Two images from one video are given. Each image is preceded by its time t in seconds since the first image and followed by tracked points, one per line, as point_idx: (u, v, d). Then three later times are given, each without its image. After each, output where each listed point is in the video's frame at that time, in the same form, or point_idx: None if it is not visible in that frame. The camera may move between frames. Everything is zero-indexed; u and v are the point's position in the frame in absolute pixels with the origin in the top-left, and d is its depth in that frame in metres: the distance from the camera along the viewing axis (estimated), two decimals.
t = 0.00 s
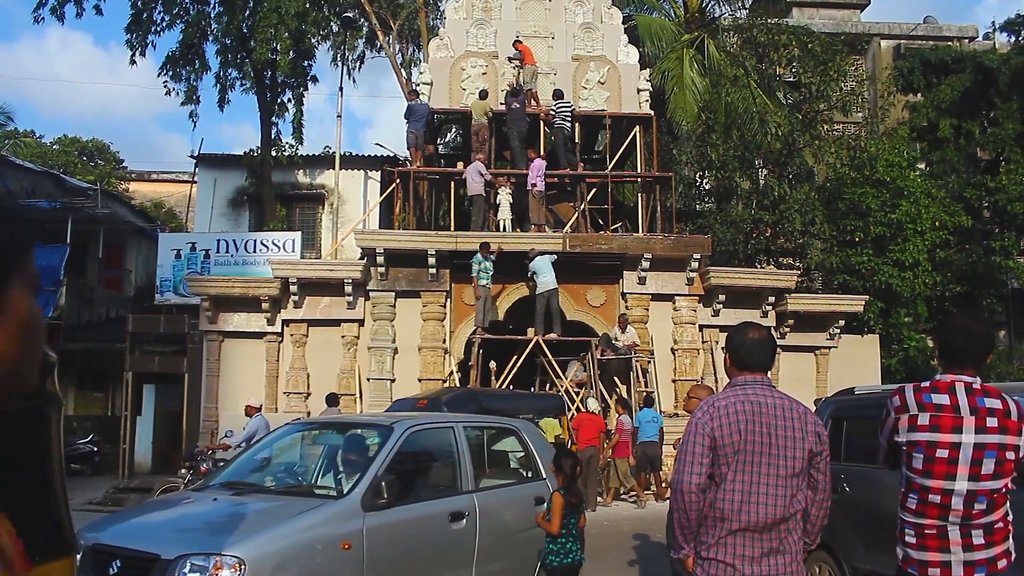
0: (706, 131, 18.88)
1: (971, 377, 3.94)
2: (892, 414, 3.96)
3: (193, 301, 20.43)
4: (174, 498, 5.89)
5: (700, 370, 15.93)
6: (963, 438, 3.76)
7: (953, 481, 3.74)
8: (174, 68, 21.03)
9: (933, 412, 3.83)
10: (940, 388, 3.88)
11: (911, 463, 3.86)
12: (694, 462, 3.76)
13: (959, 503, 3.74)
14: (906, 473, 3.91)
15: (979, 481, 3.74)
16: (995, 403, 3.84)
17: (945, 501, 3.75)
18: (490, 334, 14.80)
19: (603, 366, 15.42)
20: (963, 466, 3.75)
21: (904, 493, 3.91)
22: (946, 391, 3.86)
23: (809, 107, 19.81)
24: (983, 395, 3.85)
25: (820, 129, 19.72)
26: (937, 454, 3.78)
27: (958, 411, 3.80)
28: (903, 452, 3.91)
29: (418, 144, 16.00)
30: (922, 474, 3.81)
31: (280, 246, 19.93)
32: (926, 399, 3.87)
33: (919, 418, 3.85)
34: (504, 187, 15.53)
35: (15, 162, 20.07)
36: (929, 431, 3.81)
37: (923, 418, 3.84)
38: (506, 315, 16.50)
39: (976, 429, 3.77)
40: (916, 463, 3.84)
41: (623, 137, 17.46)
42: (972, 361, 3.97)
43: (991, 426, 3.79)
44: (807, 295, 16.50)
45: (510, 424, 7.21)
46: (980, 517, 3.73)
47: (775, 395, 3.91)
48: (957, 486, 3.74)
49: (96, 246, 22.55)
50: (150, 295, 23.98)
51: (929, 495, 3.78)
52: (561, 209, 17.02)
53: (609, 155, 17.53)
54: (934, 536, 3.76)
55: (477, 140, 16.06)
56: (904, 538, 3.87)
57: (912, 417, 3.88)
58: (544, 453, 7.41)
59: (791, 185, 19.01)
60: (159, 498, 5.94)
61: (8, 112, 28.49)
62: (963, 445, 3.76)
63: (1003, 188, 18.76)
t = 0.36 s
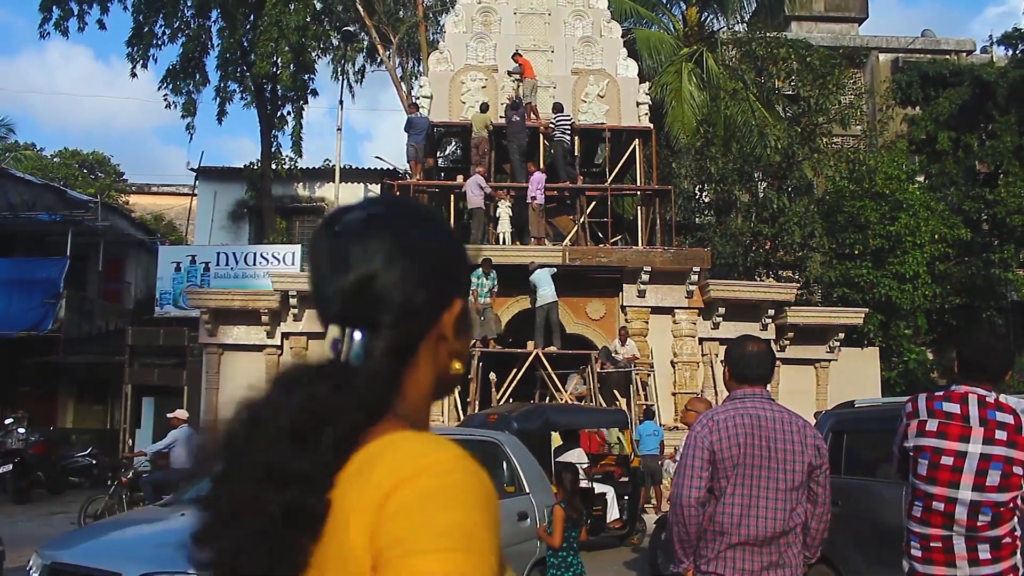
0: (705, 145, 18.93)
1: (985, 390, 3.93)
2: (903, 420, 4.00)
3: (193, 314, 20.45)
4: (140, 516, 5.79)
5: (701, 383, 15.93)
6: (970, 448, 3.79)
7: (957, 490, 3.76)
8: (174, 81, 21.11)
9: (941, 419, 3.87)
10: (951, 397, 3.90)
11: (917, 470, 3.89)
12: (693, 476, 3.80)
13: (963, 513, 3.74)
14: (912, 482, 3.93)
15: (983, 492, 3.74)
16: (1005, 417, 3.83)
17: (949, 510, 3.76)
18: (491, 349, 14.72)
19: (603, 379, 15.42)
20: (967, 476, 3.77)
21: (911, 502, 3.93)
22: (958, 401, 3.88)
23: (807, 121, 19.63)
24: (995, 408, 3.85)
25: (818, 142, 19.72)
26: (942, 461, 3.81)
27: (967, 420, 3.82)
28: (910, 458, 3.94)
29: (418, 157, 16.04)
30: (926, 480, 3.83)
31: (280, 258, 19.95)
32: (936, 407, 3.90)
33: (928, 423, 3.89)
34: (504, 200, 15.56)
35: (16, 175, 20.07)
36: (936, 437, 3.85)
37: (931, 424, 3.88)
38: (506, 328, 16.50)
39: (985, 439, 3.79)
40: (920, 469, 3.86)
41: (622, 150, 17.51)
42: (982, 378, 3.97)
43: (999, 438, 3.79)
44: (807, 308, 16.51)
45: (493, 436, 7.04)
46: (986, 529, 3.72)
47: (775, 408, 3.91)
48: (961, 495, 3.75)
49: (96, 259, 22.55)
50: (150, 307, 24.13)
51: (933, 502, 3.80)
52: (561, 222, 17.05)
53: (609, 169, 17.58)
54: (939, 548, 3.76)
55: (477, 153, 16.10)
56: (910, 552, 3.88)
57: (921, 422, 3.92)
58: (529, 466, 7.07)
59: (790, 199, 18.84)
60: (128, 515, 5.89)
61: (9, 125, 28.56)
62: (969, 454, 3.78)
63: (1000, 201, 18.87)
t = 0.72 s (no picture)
0: (705, 162, 19.00)
1: (997, 405, 3.96)
2: (916, 434, 4.05)
3: (193, 330, 20.44)
4: (102, 534, 5.51)
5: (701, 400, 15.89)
6: (982, 461, 3.81)
7: (969, 503, 3.79)
8: (175, 98, 21.17)
9: (953, 433, 3.90)
10: (963, 412, 3.93)
11: (929, 483, 3.92)
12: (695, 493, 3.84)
13: (976, 527, 3.76)
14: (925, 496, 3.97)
15: (995, 506, 3.75)
16: (1018, 431, 3.83)
17: (961, 524, 3.79)
18: (492, 366, 14.94)
19: (603, 396, 15.40)
20: (980, 489, 3.79)
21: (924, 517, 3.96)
22: (970, 415, 3.90)
23: (807, 137, 19.71)
24: (1008, 423, 3.86)
25: (818, 158, 19.73)
26: (954, 474, 3.85)
27: (979, 434, 3.84)
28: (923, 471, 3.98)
29: (418, 174, 16.08)
30: (938, 494, 3.87)
31: (280, 275, 19.98)
32: (948, 421, 3.93)
33: (940, 437, 3.92)
34: (504, 217, 15.56)
35: (17, 191, 20.10)
36: (948, 451, 3.88)
37: (944, 437, 3.91)
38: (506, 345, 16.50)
39: (997, 454, 3.80)
40: (933, 483, 3.90)
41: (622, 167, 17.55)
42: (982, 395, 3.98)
43: (1012, 452, 3.79)
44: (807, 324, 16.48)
45: (472, 453, 6.97)
46: (999, 544, 3.73)
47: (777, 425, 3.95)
48: (973, 508, 3.78)
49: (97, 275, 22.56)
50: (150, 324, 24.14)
51: (946, 516, 3.83)
52: (561, 238, 17.07)
53: (609, 185, 17.63)
54: (951, 564, 3.78)
55: (478, 170, 16.14)
56: (923, 567, 3.90)
57: (933, 436, 3.95)
58: (509, 481, 7.07)
59: (790, 216, 19.00)
60: (87, 533, 5.58)
61: (10, 141, 28.64)
62: (981, 468, 3.81)
63: (1000, 217, 18.87)
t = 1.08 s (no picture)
0: (704, 181, 19.09)
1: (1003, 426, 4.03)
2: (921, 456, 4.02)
3: (192, 349, 20.41)
4: (58, 557, 5.20)
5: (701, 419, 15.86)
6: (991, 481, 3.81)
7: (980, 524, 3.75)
8: (176, 117, 21.25)
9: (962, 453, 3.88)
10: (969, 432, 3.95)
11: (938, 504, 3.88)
12: (695, 514, 3.89)
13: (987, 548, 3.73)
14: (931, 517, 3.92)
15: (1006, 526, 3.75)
16: None
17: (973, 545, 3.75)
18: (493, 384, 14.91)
19: (603, 416, 15.38)
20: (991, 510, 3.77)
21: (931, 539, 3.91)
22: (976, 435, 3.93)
23: (807, 156, 19.76)
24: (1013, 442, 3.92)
25: (817, 177, 19.75)
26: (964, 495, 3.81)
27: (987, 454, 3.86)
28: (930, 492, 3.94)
29: (418, 193, 16.12)
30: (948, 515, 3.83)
31: (279, 294, 19.98)
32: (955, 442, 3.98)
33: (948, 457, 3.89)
34: (503, 236, 15.60)
35: (18, 210, 20.13)
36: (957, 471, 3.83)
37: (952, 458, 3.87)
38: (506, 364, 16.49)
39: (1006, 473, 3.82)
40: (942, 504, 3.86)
41: (621, 186, 17.61)
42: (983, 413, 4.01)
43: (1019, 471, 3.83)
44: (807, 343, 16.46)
45: (453, 471, 6.73)
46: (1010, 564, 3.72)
47: (778, 445, 3.99)
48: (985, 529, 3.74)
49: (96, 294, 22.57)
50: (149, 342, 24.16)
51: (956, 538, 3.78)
52: (561, 258, 17.09)
53: (608, 205, 17.68)
54: None
55: (478, 190, 16.20)
56: None
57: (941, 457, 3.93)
58: (491, 501, 6.85)
59: (790, 235, 19.01)
60: (42, 557, 5.26)
61: (11, 160, 28.71)
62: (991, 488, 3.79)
63: (999, 236, 18.89)
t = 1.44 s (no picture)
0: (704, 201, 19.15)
1: (1003, 443, 4.05)
2: (923, 474, 4.08)
3: (192, 367, 20.39)
4: None
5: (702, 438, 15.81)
6: (995, 501, 3.89)
7: (986, 544, 3.84)
8: (178, 136, 21.35)
9: (964, 473, 3.94)
10: (971, 451, 4.01)
11: (941, 523, 3.96)
12: (696, 533, 3.86)
13: (992, 566, 3.84)
14: (935, 535, 4.00)
15: (1011, 545, 3.85)
16: None
17: (978, 565, 3.84)
18: (492, 404, 14.88)
19: (603, 435, 15.34)
20: (996, 529, 3.86)
21: (935, 557, 3.99)
22: (978, 454, 3.98)
23: (806, 175, 19.79)
24: (1014, 460, 3.98)
25: (816, 196, 19.79)
26: (969, 515, 3.89)
27: (989, 473, 3.92)
28: (932, 511, 4.01)
29: (418, 212, 16.15)
30: (952, 535, 3.91)
31: (279, 312, 20.00)
32: (957, 460, 3.99)
33: (951, 477, 3.97)
34: (504, 255, 15.64)
35: (19, 228, 20.17)
36: (961, 491, 3.92)
37: (954, 478, 3.95)
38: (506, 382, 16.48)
39: (1009, 492, 3.90)
40: (946, 524, 3.94)
41: (621, 205, 17.68)
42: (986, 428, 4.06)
43: (1021, 490, 3.92)
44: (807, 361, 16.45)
45: (431, 489, 6.35)
46: None
47: (779, 464, 3.99)
48: (990, 548, 3.84)
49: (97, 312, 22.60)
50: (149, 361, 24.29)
51: (962, 557, 3.87)
52: (561, 276, 17.10)
53: (608, 223, 17.75)
54: None
55: (478, 209, 16.24)
56: None
57: (944, 477, 3.99)
58: (471, 521, 6.46)
59: (789, 253, 19.02)
60: None
61: (12, 177, 28.79)
62: (995, 507, 3.87)
63: (998, 254, 18.93)
